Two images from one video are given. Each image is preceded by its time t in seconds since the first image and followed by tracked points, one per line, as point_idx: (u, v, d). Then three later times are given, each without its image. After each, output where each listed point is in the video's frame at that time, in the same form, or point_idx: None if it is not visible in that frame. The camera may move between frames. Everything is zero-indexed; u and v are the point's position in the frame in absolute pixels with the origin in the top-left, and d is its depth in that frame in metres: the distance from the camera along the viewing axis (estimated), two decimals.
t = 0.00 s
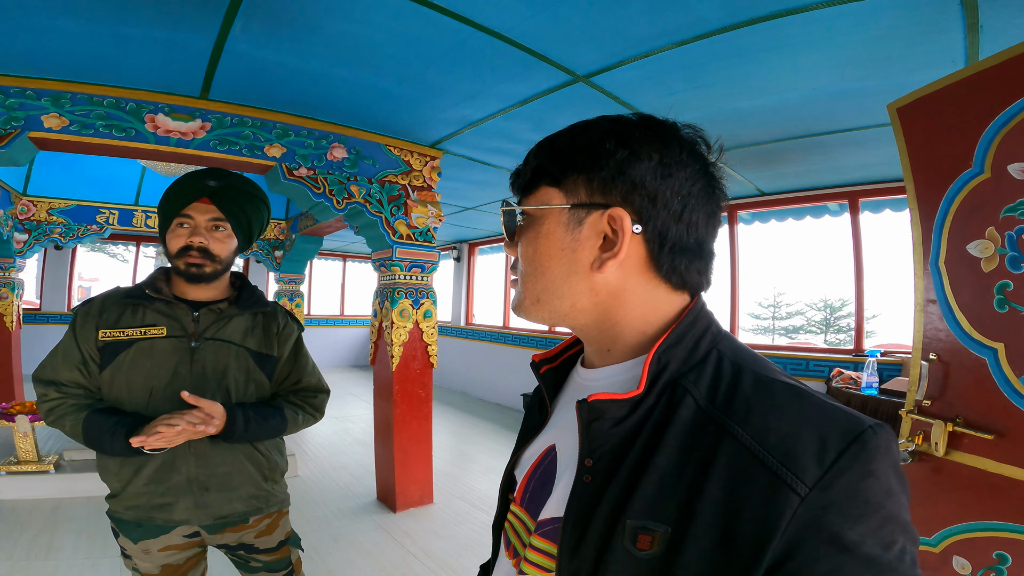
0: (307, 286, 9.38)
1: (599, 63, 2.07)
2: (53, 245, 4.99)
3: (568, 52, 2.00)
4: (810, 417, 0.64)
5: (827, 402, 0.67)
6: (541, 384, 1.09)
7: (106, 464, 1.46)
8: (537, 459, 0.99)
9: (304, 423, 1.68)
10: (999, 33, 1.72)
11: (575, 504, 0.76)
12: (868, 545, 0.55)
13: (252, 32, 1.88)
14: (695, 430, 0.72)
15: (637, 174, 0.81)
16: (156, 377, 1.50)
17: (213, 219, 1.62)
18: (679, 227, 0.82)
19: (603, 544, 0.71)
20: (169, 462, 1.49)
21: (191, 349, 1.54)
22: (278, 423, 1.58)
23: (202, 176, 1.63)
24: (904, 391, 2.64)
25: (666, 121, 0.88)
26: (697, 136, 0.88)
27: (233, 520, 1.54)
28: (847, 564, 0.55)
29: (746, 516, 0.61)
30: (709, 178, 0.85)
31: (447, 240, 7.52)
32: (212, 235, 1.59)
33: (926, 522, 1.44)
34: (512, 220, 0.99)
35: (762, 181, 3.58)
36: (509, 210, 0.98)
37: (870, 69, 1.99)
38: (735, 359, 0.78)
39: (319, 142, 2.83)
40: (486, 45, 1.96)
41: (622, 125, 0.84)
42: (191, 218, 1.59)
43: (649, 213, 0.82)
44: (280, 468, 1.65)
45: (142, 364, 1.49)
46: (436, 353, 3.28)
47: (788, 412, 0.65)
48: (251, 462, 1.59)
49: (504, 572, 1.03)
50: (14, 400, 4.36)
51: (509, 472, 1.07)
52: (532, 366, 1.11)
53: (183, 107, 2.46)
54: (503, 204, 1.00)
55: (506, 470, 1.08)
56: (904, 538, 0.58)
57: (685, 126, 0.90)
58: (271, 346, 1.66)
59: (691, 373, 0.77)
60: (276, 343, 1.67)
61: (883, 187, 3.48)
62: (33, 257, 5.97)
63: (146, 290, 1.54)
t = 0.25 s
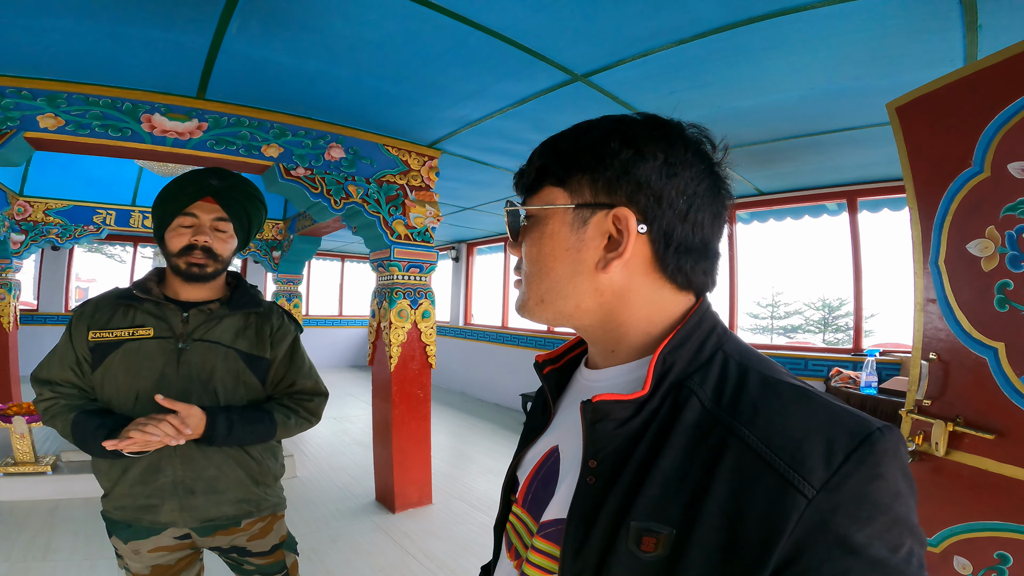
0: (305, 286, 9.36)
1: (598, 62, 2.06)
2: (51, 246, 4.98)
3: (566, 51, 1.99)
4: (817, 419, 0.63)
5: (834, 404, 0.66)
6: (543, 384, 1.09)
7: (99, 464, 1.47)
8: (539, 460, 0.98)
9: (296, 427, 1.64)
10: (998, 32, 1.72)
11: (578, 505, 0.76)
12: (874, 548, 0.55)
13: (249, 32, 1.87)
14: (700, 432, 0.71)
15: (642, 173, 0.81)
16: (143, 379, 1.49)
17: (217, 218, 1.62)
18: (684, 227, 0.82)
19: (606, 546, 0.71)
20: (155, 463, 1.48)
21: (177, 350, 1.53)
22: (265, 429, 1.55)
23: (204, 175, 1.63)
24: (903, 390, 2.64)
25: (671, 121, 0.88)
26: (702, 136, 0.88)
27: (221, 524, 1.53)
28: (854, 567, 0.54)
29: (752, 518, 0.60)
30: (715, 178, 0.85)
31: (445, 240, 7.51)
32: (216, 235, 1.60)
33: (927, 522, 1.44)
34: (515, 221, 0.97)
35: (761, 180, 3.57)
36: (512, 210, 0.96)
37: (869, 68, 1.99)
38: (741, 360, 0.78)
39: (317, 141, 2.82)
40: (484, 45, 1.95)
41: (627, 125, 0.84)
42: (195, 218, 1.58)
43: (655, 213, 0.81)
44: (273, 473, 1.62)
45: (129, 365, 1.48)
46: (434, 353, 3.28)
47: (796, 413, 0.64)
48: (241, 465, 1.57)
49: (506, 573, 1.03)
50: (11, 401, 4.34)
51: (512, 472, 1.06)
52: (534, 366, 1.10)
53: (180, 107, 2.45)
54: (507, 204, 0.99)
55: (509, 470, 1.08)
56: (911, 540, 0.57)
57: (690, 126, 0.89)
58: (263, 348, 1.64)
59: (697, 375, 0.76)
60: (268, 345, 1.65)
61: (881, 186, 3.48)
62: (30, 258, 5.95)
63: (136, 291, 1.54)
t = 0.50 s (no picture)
0: (303, 286, 9.35)
1: (596, 62, 2.06)
2: (47, 246, 4.96)
3: (564, 51, 1.99)
4: (818, 419, 0.63)
5: (835, 404, 0.66)
6: (543, 384, 1.08)
7: (97, 468, 1.45)
8: (539, 460, 0.98)
9: (297, 425, 1.66)
10: (995, 32, 1.72)
11: (578, 505, 0.76)
12: (875, 548, 0.55)
13: (246, 32, 1.87)
14: (701, 431, 0.71)
15: (645, 173, 0.81)
16: (144, 381, 1.49)
17: (220, 220, 1.64)
18: (686, 228, 0.82)
19: (606, 546, 0.71)
20: (160, 465, 1.47)
21: (178, 351, 1.52)
22: (268, 426, 1.56)
23: (207, 175, 1.63)
24: (900, 389, 2.64)
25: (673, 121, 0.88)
26: (705, 136, 0.87)
27: (226, 524, 1.53)
28: (853, 566, 0.54)
29: (752, 518, 0.60)
30: (717, 179, 0.85)
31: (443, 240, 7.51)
32: (221, 237, 1.63)
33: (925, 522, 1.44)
34: (517, 220, 0.98)
35: (758, 180, 3.57)
36: (515, 209, 0.97)
37: (866, 68, 1.99)
38: (742, 360, 0.77)
39: (314, 142, 2.81)
40: (482, 44, 1.95)
41: (630, 124, 0.83)
42: (200, 219, 1.59)
43: (657, 213, 0.81)
44: (274, 471, 1.62)
45: (130, 367, 1.48)
46: (433, 353, 3.27)
47: (797, 413, 0.64)
48: (244, 464, 1.57)
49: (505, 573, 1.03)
50: (9, 402, 4.33)
51: (512, 472, 1.06)
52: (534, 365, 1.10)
53: (177, 107, 2.45)
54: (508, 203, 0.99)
55: (509, 469, 1.08)
56: (911, 540, 0.57)
57: (692, 126, 0.89)
58: (261, 347, 1.64)
59: (698, 375, 0.76)
60: (266, 345, 1.65)
61: (878, 186, 3.48)
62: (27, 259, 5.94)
63: (132, 292, 1.54)
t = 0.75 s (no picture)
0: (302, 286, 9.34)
1: (594, 62, 2.06)
2: (45, 247, 4.95)
3: (562, 51, 1.99)
4: (814, 417, 0.63)
5: (831, 401, 0.66)
6: (542, 382, 1.09)
7: (103, 473, 1.43)
8: (538, 458, 0.98)
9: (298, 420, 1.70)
10: (992, 32, 1.73)
11: (577, 504, 0.76)
12: (871, 545, 0.55)
13: (245, 32, 1.87)
14: (698, 429, 0.71)
15: (641, 173, 0.81)
16: (152, 382, 1.49)
17: (219, 219, 1.65)
18: (683, 227, 0.82)
19: (605, 544, 0.71)
20: (176, 465, 1.48)
21: (186, 352, 1.53)
22: (276, 423, 1.59)
23: (204, 175, 1.64)
24: (898, 388, 2.65)
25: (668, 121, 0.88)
26: (700, 136, 0.88)
27: (239, 521, 1.55)
28: (850, 563, 0.55)
29: (750, 515, 0.60)
30: (713, 178, 0.85)
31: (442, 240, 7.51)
32: (220, 235, 1.64)
33: (923, 521, 1.44)
34: (515, 221, 0.98)
35: (756, 180, 3.58)
36: (513, 211, 0.97)
37: (864, 68, 1.99)
38: (739, 358, 0.78)
39: (313, 142, 2.81)
40: (481, 44, 1.95)
41: (625, 125, 0.84)
42: (199, 218, 1.60)
43: (654, 212, 0.81)
44: (279, 467, 1.67)
45: (136, 369, 1.48)
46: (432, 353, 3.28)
47: (793, 411, 0.65)
48: (253, 461, 1.60)
49: (506, 572, 1.03)
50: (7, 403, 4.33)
51: (511, 470, 1.07)
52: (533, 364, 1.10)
53: (175, 108, 2.44)
54: (505, 205, 0.99)
55: (508, 468, 1.08)
56: (908, 537, 0.57)
57: (687, 126, 0.89)
58: (263, 346, 1.67)
59: (695, 373, 0.77)
60: (268, 342, 1.68)
61: (876, 185, 3.49)
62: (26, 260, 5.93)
63: (134, 293, 1.52)
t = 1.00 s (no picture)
0: (301, 287, 9.33)
1: (594, 62, 2.06)
2: (43, 247, 4.94)
3: (561, 51, 1.99)
4: (813, 415, 0.63)
5: (830, 400, 0.67)
6: (541, 382, 1.09)
7: (99, 474, 1.42)
8: (538, 458, 0.98)
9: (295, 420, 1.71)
10: (989, 33, 1.73)
11: (578, 503, 0.76)
12: (872, 543, 0.55)
13: (244, 32, 1.87)
14: (698, 428, 0.71)
15: (635, 174, 0.81)
16: (149, 383, 1.49)
17: (212, 217, 1.65)
18: (680, 226, 0.82)
19: (606, 543, 0.71)
20: (173, 465, 1.48)
21: (182, 352, 1.53)
22: (274, 423, 1.59)
23: (195, 174, 1.64)
24: (897, 388, 2.66)
25: (661, 120, 0.88)
26: (693, 134, 0.88)
27: (236, 521, 1.54)
28: (851, 561, 0.55)
29: (751, 514, 0.61)
30: (708, 176, 0.85)
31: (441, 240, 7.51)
32: (213, 233, 1.64)
33: (922, 520, 1.44)
34: (512, 224, 0.98)
35: (755, 180, 3.58)
36: (509, 215, 0.97)
37: (862, 68, 2.00)
38: (738, 358, 0.78)
39: (312, 142, 2.81)
40: (480, 45, 1.95)
41: (617, 126, 0.84)
42: (191, 216, 1.60)
43: (650, 212, 0.81)
44: (277, 466, 1.67)
45: (133, 370, 1.47)
46: (431, 353, 3.28)
47: (792, 410, 0.65)
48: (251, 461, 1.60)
49: (506, 572, 1.03)
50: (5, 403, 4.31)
51: (511, 470, 1.07)
52: (533, 364, 1.11)
53: (174, 108, 2.44)
54: (501, 210, 0.98)
55: (508, 468, 1.08)
56: (908, 535, 0.58)
57: (679, 125, 0.90)
58: (259, 346, 1.67)
59: (694, 372, 0.77)
60: (264, 343, 1.69)
61: (874, 185, 3.50)
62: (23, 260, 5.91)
63: (129, 294, 1.52)
